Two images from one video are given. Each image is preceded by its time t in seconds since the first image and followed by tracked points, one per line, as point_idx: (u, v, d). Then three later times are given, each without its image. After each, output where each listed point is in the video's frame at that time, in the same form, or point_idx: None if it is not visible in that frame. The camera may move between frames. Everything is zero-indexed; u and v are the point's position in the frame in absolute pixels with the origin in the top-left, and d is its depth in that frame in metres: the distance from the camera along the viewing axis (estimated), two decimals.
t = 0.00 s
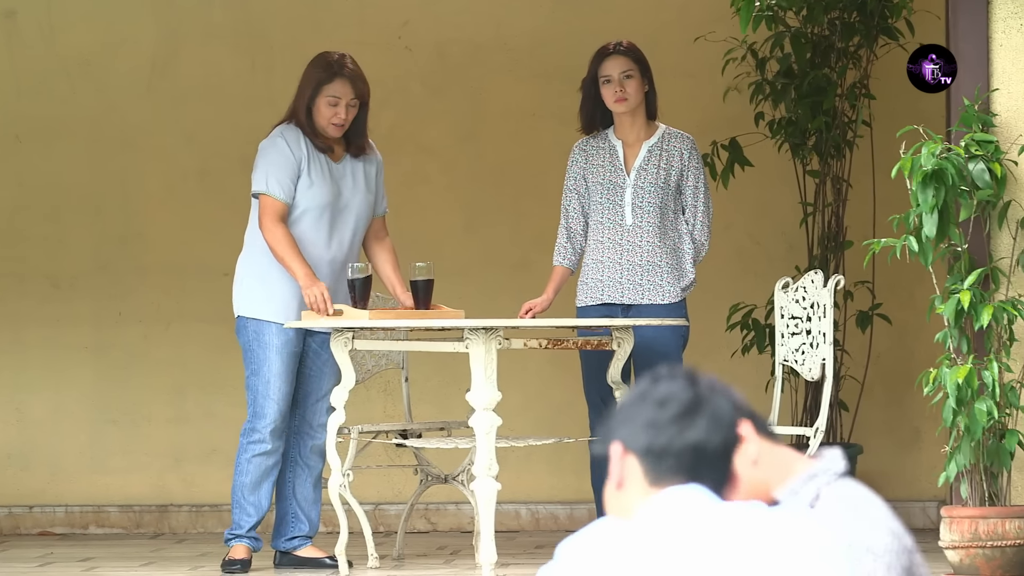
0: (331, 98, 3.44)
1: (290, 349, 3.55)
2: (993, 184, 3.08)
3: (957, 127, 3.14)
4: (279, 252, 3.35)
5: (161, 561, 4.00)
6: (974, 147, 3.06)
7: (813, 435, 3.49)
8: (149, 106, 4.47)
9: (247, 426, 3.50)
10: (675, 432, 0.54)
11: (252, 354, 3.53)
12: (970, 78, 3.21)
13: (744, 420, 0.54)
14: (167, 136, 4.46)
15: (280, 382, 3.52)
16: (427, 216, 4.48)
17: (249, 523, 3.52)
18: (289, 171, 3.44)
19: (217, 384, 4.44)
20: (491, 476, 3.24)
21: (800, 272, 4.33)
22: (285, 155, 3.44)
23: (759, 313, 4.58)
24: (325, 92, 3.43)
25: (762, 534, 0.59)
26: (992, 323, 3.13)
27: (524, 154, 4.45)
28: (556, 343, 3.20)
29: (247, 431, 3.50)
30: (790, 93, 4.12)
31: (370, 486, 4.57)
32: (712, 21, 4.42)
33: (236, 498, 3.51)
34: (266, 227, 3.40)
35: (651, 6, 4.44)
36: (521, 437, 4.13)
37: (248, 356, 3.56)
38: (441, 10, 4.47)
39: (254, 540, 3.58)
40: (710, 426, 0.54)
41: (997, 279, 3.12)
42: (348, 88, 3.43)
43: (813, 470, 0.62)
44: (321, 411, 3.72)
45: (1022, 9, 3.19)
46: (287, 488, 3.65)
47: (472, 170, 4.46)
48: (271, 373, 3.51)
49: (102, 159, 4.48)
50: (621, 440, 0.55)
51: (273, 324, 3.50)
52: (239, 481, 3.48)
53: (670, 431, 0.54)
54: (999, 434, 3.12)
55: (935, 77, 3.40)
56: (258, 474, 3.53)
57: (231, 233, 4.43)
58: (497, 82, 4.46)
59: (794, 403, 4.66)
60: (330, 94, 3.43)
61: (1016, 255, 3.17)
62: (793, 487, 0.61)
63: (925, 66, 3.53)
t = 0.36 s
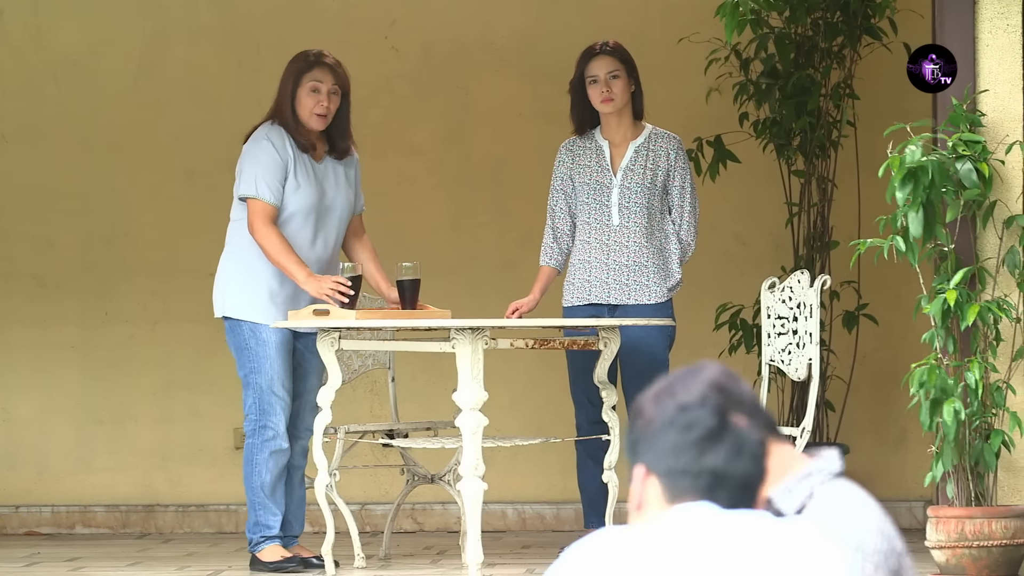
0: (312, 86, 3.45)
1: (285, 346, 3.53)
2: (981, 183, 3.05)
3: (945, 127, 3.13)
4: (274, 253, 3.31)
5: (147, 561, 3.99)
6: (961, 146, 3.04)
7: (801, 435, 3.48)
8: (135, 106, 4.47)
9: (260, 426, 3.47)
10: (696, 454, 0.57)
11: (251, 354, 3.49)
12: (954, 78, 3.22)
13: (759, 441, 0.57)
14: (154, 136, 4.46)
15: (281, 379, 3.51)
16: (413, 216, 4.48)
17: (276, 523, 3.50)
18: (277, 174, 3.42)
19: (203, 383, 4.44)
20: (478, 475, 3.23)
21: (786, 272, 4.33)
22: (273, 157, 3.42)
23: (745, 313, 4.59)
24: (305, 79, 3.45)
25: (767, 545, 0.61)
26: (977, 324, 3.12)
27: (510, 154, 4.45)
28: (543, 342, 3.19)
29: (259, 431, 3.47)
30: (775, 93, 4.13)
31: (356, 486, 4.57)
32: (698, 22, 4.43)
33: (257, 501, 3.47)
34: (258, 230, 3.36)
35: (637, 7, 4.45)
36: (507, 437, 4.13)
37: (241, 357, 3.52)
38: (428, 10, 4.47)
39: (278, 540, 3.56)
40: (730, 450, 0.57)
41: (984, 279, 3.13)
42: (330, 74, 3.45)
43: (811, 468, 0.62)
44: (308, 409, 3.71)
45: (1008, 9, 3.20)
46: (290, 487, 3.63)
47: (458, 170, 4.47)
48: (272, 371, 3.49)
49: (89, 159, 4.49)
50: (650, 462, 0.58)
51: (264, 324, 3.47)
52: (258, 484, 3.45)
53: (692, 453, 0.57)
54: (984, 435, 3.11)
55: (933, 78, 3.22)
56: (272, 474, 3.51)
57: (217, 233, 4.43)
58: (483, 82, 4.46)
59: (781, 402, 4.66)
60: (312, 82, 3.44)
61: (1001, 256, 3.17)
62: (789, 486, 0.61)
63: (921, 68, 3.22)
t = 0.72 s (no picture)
0: (300, 83, 3.44)
1: (274, 349, 3.52)
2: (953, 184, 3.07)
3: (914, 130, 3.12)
4: (275, 251, 3.29)
5: (136, 561, 3.98)
6: (930, 149, 3.05)
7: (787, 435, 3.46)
8: (124, 106, 4.47)
9: (246, 429, 3.45)
10: (702, 458, 0.86)
11: (236, 356, 3.48)
12: (954, 78, 3.18)
13: (759, 448, 0.85)
14: (142, 136, 4.46)
15: (269, 382, 3.50)
16: (402, 216, 4.48)
17: (266, 525, 3.48)
18: (267, 182, 3.40)
19: (192, 384, 4.44)
20: (467, 476, 3.22)
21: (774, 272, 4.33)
22: (264, 164, 3.40)
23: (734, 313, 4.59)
24: (292, 76, 3.44)
25: (758, 538, 0.88)
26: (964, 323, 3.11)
27: (499, 154, 4.45)
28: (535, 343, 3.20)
29: (245, 435, 3.46)
30: (764, 94, 4.12)
31: (345, 486, 4.57)
32: (686, 22, 4.44)
33: (246, 504, 3.46)
34: (247, 236, 3.34)
35: (626, 7, 4.45)
36: (496, 437, 4.12)
37: (229, 360, 3.50)
38: (416, 10, 4.47)
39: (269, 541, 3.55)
40: (731, 458, 0.86)
41: (970, 279, 3.13)
42: (317, 70, 3.45)
43: (813, 468, 0.90)
44: (295, 411, 3.70)
45: (996, 10, 3.20)
46: (277, 488, 3.62)
47: (447, 170, 4.47)
48: (261, 375, 3.48)
49: (78, 159, 4.49)
50: (664, 464, 0.88)
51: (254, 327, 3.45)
52: (247, 487, 3.43)
53: (700, 455, 0.86)
54: (970, 435, 3.09)
55: (933, 78, 3.18)
56: (260, 476, 3.49)
57: (207, 233, 4.43)
58: (472, 82, 4.46)
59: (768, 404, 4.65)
60: (299, 78, 3.44)
61: (988, 255, 3.15)
62: (790, 484, 0.89)
63: (922, 68, 3.16)
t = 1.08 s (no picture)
0: (299, 84, 3.42)
1: (264, 348, 3.51)
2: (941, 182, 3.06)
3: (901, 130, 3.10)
4: (308, 253, 3.28)
5: (128, 560, 3.98)
6: (917, 150, 3.04)
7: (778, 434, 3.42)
8: (116, 105, 4.47)
9: (235, 430, 3.44)
10: (699, 459, 0.79)
11: (226, 357, 3.46)
12: (954, 78, 3.18)
13: (758, 450, 0.78)
14: (134, 136, 4.46)
15: (260, 381, 3.49)
16: (394, 215, 4.48)
17: (257, 524, 3.48)
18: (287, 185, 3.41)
19: (184, 383, 4.45)
20: (458, 475, 3.21)
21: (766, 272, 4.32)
22: (281, 168, 3.40)
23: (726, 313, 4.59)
24: (291, 79, 3.41)
25: (760, 543, 0.79)
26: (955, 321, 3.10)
27: (491, 153, 4.45)
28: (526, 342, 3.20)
29: (234, 436, 3.44)
30: (757, 93, 4.12)
31: (336, 486, 4.57)
32: (678, 21, 4.44)
33: (237, 505, 3.45)
34: (278, 240, 3.34)
35: (617, 6, 4.45)
36: (488, 436, 4.11)
37: (219, 360, 3.49)
38: (407, 9, 4.47)
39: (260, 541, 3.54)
40: (730, 459, 0.79)
41: (963, 278, 3.11)
42: (316, 71, 3.43)
43: (810, 474, 0.82)
44: (284, 409, 3.69)
45: (988, 8, 3.19)
46: (267, 487, 3.61)
47: (439, 169, 4.47)
48: (251, 374, 3.47)
49: (70, 158, 4.49)
50: (661, 464, 0.81)
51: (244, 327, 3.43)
52: (238, 488, 3.42)
53: (697, 456, 0.79)
54: (962, 435, 3.09)
55: (933, 78, 3.17)
56: (250, 476, 3.48)
57: (198, 232, 4.44)
58: (464, 81, 4.46)
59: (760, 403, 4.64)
60: (298, 79, 3.41)
61: (980, 254, 3.15)
62: (787, 491, 0.81)
63: (921, 68, 3.16)
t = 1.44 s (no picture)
0: (293, 84, 3.40)
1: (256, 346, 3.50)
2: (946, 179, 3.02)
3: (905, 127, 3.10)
4: (315, 259, 3.23)
5: (117, 558, 3.97)
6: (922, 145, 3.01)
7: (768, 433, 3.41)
8: (105, 103, 4.47)
9: (226, 429, 3.43)
10: (695, 460, 0.88)
11: (218, 357, 3.45)
12: (954, 78, 3.17)
13: (749, 450, 0.87)
14: (124, 134, 4.46)
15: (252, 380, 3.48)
16: (384, 213, 4.48)
17: (247, 523, 3.47)
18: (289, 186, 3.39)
19: (173, 381, 4.44)
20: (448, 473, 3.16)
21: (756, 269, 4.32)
22: (284, 169, 3.39)
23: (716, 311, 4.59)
24: (284, 79, 3.39)
25: (755, 537, 0.87)
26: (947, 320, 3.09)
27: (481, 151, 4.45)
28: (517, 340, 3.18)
29: (225, 435, 3.44)
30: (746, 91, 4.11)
31: (326, 484, 4.57)
32: (668, 19, 4.43)
33: (227, 503, 3.44)
34: (286, 241, 3.32)
35: (607, 4, 4.45)
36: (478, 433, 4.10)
37: (210, 359, 3.47)
38: (397, 7, 4.47)
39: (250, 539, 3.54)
40: (724, 459, 0.88)
41: (954, 276, 3.09)
42: (309, 70, 3.41)
43: (790, 480, 0.99)
44: (274, 406, 3.69)
45: (977, 6, 3.18)
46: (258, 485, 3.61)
47: (429, 167, 4.47)
48: (243, 373, 3.46)
49: (60, 157, 4.49)
50: (657, 466, 0.89)
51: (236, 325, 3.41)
52: (229, 486, 3.41)
53: (691, 458, 0.88)
54: (952, 432, 3.08)
55: (934, 78, 3.17)
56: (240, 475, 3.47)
57: (188, 230, 4.44)
58: (454, 78, 4.46)
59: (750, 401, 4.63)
60: (292, 79, 3.39)
61: (972, 253, 3.14)
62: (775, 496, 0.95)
63: (921, 68, 3.16)
